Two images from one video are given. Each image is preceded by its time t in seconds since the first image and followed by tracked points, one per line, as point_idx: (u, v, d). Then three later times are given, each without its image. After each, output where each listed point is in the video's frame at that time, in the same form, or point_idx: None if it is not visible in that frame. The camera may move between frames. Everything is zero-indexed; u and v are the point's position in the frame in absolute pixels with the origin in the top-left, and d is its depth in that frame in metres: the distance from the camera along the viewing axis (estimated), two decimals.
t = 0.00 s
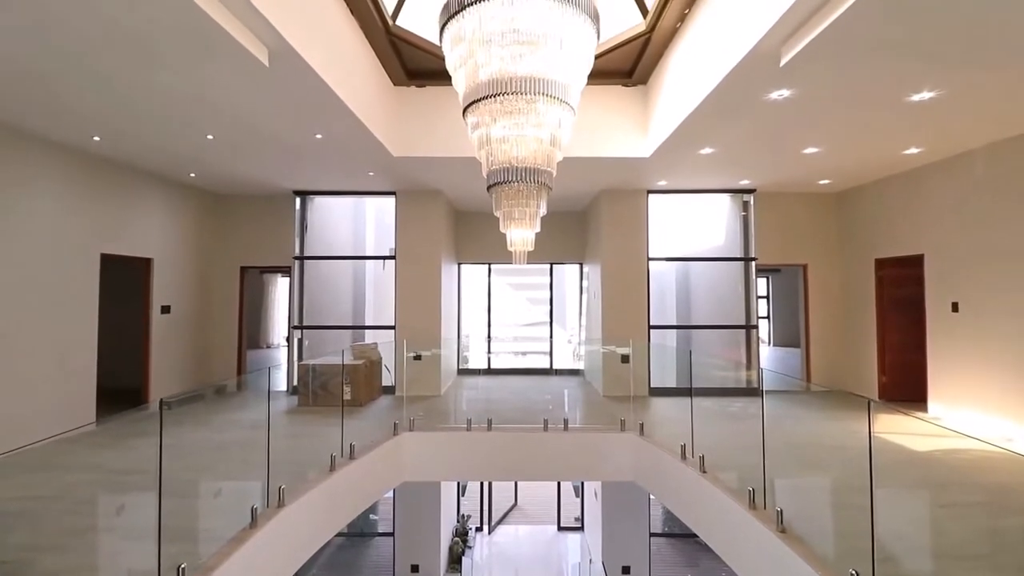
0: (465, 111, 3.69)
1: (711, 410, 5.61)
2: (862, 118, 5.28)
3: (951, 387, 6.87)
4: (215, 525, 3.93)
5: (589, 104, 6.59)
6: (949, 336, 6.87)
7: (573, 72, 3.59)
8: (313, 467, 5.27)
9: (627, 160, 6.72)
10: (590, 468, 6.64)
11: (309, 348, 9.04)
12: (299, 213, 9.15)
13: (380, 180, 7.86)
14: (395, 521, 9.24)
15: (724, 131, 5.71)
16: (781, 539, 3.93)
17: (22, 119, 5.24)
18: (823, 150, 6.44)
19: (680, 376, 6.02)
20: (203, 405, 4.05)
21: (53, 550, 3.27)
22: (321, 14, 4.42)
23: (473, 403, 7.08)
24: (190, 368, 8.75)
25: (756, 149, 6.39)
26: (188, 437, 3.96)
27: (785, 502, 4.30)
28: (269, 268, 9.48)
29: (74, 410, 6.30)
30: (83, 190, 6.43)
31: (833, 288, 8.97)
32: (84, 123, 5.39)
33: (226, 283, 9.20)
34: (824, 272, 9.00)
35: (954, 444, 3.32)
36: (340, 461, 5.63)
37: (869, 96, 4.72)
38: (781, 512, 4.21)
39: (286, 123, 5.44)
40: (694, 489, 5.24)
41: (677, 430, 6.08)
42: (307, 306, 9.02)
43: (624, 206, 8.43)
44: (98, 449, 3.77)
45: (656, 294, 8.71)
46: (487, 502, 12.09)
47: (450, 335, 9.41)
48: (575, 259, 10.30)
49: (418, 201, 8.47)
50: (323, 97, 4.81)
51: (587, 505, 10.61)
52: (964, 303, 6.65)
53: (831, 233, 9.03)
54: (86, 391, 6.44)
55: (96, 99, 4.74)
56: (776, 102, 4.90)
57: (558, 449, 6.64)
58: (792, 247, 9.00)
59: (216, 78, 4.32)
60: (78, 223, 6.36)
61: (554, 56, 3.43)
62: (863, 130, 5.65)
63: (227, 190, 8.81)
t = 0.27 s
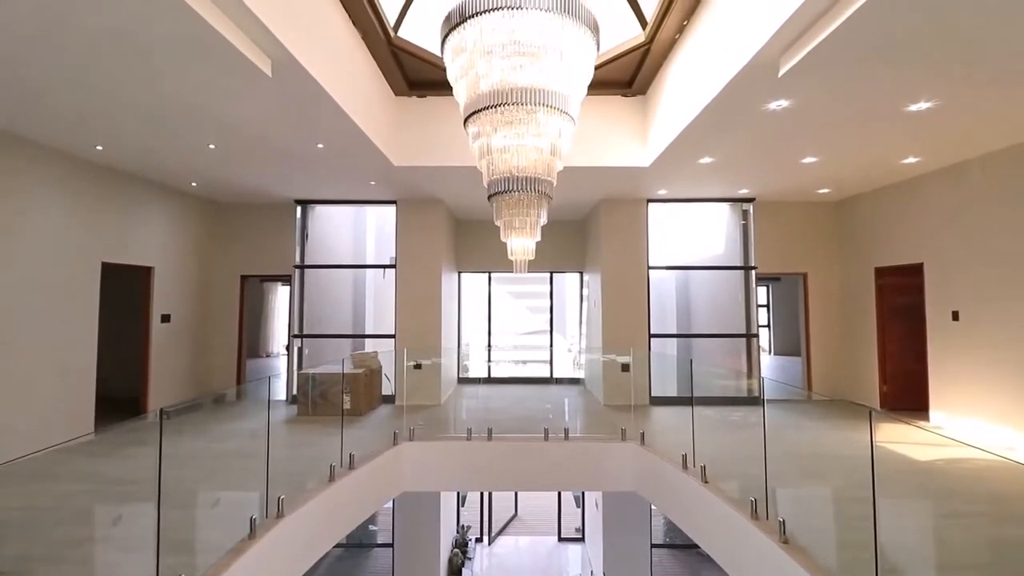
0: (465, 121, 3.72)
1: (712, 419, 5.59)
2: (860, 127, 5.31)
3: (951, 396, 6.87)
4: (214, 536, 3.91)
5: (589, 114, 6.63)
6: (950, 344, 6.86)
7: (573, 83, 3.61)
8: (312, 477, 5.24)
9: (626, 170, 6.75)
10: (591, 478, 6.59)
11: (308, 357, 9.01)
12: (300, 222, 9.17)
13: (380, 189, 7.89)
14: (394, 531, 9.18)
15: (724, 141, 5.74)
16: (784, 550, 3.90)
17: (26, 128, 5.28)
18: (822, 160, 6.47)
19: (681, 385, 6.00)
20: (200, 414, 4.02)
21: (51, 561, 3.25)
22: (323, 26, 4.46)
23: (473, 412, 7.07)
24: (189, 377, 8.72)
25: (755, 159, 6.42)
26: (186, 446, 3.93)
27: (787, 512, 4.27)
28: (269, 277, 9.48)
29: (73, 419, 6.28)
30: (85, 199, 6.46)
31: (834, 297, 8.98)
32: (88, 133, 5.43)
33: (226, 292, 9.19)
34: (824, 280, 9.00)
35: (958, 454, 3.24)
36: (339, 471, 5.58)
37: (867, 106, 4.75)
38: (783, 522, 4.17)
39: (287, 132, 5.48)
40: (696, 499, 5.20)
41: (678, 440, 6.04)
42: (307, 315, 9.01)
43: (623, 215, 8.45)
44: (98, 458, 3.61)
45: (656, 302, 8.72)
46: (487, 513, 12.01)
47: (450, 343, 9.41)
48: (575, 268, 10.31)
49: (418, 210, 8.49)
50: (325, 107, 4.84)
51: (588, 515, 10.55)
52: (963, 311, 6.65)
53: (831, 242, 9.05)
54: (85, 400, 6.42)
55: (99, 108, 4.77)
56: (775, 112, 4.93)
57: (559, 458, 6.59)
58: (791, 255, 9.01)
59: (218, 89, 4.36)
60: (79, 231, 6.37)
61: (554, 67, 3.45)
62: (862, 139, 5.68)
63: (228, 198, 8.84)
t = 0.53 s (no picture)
0: (466, 132, 3.75)
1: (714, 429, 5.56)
2: (858, 138, 5.34)
3: (951, 406, 6.85)
4: (211, 548, 3.88)
5: (589, 124, 6.67)
6: (950, 354, 6.86)
7: (573, 95, 3.64)
8: (311, 488, 5.20)
9: (626, 180, 6.78)
10: (592, 489, 6.54)
11: (308, 367, 8.98)
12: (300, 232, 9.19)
13: (381, 199, 7.92)
14: (393, 543, 9.11)
15: (722, 151, 5.77)
16: (787, 562, 3.86)
17: (30, 139, 5.31)
18: (820, 170, 6.51)
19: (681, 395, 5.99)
20: (199, 424, 4.01)
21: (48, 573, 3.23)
22: (325, 38, 4.50)
23: (473, 421, 7.00)
24: (188, 387, 8.70)
25: (754, 169, 6.46)
26: (184, 457, 3.91)
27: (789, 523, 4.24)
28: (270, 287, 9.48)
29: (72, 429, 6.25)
30: (87, 209, 6.48)
31: (834, 306, 8.97)
32: (90, 143, 5.46)
33: (226, 302, 9.19)
34: (824, 290, 9.00)
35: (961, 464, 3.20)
36: (338, 483, 5.55)
37: (865, 117, 4.79)
38: (786, 534, 4.12)
39: (289, 143, 5.51)
40: (697, 511, 5.17)
41: (678, 450, 6.03)
42: (307, 324, 8.99)
43: (623, 225, 8.47)
44: (95, 470, 3.71)
45: (656, 312, 8.73)
46: (487, 525, 11.92)
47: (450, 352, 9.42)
48: (575, 278, 10.32)
49: (419, 220, 8.52)
50: (326, 118, 4.87)
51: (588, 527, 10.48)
52: (963, 321, 6.65)
53: (830, 252, 9.07)
54: (83, 410, 6.39)
55: (102, 119, 4.80)
56: (772, 124, 4.97)
57: (559, 469, 6.55)
58: (791, 265, 9.03)
59: (221, 100, 4.39)
60: (80, 241, 6.38)
61: (553, 79, 3.48)
62: (860, 149, 5.70)
63: (229, 208, 8.86)
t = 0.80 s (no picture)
0: (466, 142, 3.77)
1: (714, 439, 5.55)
2: (856, 147, 5.36)
3: (950, 416, 6.84)
4: (209, 561, 3.84)
5: (588, 134, 6.71)
6: (950, 363, 6.85)
7: (572, 106, 3.66)
8: (310, 499, 5.17)
9: (625, 189, 6.81)
10: (592, 499, 6.50)
11: (307, 376, 8.96)
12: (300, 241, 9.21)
13: (381, 208, 7.94)
14: (392, 554, 9.05)
15: (720, 161, 5.80)
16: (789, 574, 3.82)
17: (32, 150, 5.33)
18: (818, 179, 6.54)
19: (681, 404, 5.98)
20: (198, 434, 3.96)
21: None
22: (327, 49, 4.53)
23: (473, 432, 7.10)
24: (187, 397, 8.67)
25: (752, 179, 6.50)
26: (183, 468, 3.89)
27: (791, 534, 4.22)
28: (270, 296, 9.48)
29: (71, 440, 6.21)
30: (89, 218, 6.49)
31: (833, 315, 8.98)
32: (93, 154, 5.48)
33: (225, 310, 9.18)
34: (824, 299, 9.01)
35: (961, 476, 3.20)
36: (338, 493, 5.52)
37: (862, 128, 4.82)
38: (788, 545, 4.08)
39: (290, 153, 5.54)
40: (698, 522, 5.14)
41: (680, 460, 6.00)
42: (307, 334, 8.98)
43: (622, 234, 8.50)
44: (94, 481, 3.91)
45: (656, 321, 8.73)
46: (486, 535, 11.85)
47: (450, 362, 9.46)
48: (575, 286, 10.32)
49: (419, 229, 8.54)
50: (327, 128, 4.90)
51: (589, 537, 10.42)
52: (963, 329, 6.65)
53: (828, 260, 9.10)
54: (82, 420, 6.36)
55: (105, 130, 4.83)
56: (770, 134, 5.00)
57: (559, 480, 6.49)
58: (790, 274, 9.05)
59: (224, 111, 4.42)
60: (81, 251, 6.39)
61: (553, 91, 3.50)
62: (858, 159, 5.74)
63: (229, 218, 8.88)
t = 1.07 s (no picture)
0: (466, 153, 3.79)
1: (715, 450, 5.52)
2: (854, 158, 5.39)
3: (952, 426, 6.80)
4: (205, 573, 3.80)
5: (587, 145, 6.75)
6: (950, 373, 6.84)
7: (572, 117, 3.68)
8: (307, 510, 5.13)
9: (625, 199, 6.83)
10: (592, 510, 6.43)
11: (306, 386, 8.94)
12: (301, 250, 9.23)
13: (381, 217, 7.95)
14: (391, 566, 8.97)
15: (719, 171, 5.83)
16: None
17: (35, 159, 5.35)
18: (817, 189, 6.57)
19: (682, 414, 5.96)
20: (196, 444, 3.93)
21: None
22: (329, 61, 4.56)
23: (473, 444, 7.03)
24: (186, 407, 8.63)
25: (751, 189, 6.52)
26: (181, 479, 3.86)
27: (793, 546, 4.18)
28: (270, 305, 9.48)
29: (69, 450, 6.18)
30: (90, 228, 6.51)
31: (832, 324, 8.97)
32: (95, 163, 5.51)
33: (225, 319, 9.18)
34: (823, 308, 9.02)
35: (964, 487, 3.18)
36: (336, 504, 5.43)
37: (860, 138, 4.84)
38: (788, 556, 4.01)
39: (292, 163, 5.56)
40: (699, 532, 5.07)
41: (681, 471, 5.95)
42: (306, 343, 8.98)
43: (622, 243, 8.51)
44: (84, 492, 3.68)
45: (656, 330, 8.72)
46: (486, 547, 11.76)
47: (450, 371, 9.48)
48: (575, 295, 10.32)
49: (419, 238, 8.55)
50: (328, 139, 4.92)
51: (589, 549, 10.34)
52: (963, 339, 6.64)
53: (827, 269, 9.11)
54: (80, 430, 6.33)
55: (107, 140, 4.85)
56: (768, 145, 5.03)
57: (559, 491, 6.44)
58: (789, 283, 9.06)
59: (225, 122, 4.44)
60: (82, 260, 6.40)
61: (552, 102, 3.52)
62: (856, 170, 5.77)
63: (230, 227, 8.90)
